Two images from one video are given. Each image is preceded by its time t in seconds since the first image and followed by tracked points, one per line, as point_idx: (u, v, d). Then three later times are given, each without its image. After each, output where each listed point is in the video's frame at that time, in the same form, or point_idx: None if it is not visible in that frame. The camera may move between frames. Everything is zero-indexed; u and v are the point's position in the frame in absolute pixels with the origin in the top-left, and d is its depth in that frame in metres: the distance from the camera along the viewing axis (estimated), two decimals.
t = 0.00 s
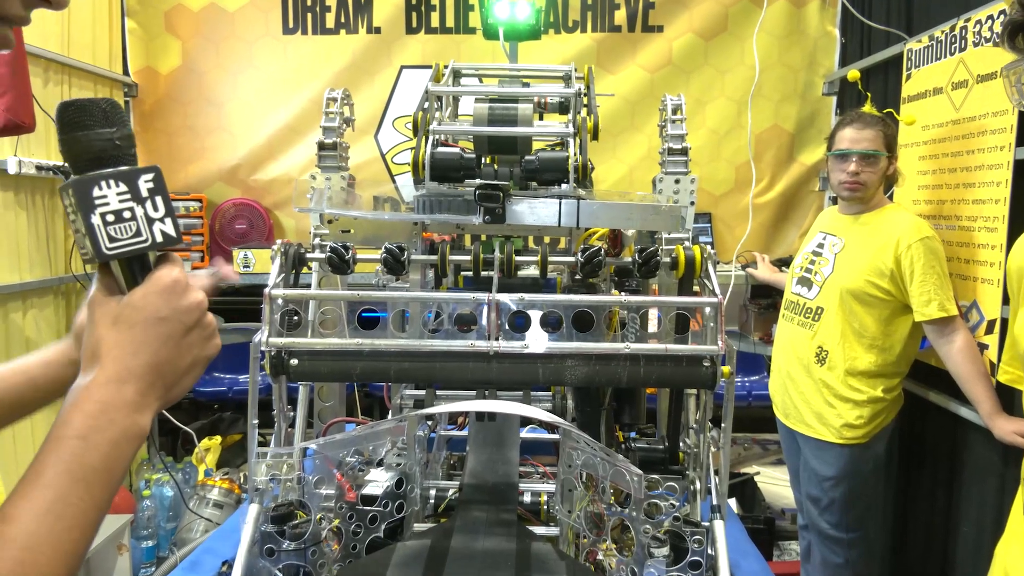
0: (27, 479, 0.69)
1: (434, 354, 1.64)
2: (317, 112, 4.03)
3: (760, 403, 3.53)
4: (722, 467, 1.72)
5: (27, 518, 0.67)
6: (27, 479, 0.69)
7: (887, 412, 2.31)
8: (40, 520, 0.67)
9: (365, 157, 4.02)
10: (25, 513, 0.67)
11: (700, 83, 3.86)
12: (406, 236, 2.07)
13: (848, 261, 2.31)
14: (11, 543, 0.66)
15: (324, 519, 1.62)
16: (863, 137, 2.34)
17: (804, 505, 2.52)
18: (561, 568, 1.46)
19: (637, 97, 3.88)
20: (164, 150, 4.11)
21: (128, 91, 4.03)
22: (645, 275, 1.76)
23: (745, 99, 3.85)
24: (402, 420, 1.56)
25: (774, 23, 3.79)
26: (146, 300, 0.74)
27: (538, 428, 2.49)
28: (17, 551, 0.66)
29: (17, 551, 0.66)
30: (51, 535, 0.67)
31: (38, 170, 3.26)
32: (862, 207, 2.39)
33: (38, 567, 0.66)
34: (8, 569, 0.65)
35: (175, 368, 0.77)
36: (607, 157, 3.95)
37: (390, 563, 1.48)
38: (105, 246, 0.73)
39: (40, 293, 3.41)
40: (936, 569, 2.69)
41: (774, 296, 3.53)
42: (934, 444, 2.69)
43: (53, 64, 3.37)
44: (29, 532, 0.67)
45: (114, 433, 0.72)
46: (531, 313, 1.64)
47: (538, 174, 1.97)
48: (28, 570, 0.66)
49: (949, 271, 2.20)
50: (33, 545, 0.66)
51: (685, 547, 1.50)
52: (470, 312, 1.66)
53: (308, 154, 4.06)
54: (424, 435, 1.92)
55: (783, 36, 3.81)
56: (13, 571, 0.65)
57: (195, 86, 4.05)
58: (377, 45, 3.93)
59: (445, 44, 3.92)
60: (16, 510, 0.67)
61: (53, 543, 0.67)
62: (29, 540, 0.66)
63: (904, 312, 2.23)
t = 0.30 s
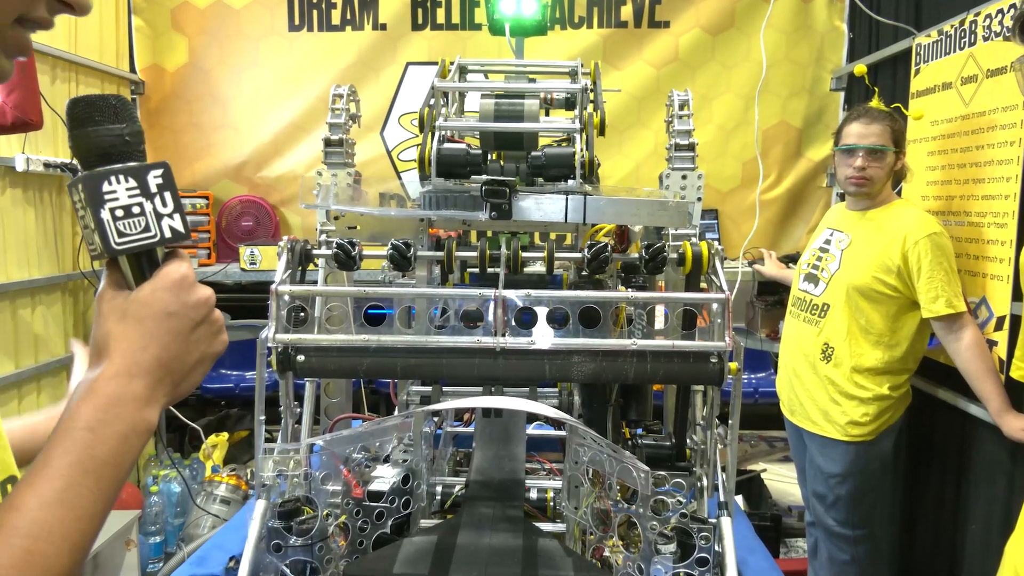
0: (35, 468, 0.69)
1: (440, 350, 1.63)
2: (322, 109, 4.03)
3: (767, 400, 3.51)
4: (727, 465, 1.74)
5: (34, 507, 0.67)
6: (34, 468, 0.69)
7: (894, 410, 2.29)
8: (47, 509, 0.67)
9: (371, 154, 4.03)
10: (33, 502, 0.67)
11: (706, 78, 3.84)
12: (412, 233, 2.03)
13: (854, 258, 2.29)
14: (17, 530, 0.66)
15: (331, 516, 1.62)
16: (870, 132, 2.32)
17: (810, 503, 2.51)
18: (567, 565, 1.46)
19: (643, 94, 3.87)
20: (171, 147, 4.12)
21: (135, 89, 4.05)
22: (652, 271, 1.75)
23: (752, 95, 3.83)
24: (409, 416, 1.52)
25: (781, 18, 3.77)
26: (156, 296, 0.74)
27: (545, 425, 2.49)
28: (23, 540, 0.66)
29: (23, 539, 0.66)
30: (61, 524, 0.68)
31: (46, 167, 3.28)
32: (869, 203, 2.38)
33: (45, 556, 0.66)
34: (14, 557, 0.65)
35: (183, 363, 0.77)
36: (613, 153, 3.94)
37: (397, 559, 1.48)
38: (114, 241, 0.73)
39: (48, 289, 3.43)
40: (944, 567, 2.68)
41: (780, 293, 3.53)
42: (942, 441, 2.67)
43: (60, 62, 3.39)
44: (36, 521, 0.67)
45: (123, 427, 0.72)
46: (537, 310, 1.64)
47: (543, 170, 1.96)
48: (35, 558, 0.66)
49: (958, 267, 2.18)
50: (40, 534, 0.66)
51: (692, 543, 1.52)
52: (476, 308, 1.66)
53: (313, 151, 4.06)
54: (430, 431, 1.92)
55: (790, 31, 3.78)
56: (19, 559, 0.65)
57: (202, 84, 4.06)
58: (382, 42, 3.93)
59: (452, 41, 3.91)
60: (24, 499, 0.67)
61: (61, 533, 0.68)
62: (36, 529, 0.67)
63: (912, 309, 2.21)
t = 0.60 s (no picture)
0: (32, 468, 0.69)
1: (441, 347, 1.63)
2: (322, 106, 4.02)
3: (767, 397, 3.52)
4: (727, 461, 1.73)
5: (29, 507, 0.67)
6: (32, 468, 0.69)
7: (895, 406, 2.29)
8: (42, 510, 0.67)
9: (371, 151, 4.02)
10: (30, 502, 0.67)
11: (707, 75, 3.83)
12: (412, 230, 2.04)
13: (855, 254, 2.29)
14: (11, 530, 0.65)
15: (331, 513, 1.63)
16: (870, 129, 2.32)
17: (811, 500, 2.51)
18: (567, 562, 1.46)
19: (643, 91, 3.86)
20: (171, 144, 4.12)
21: (135, 86, 4.04)
22: (651, 268, 1.74)
23: (752, 92, 3.82)
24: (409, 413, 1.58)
25: (782, 15, 3.76)
26: (160, 301, 0.74)
27: (545, 421, 2.49)
28: (16, 539, 0.65)
29: (15, 539, 0.65)
30: (54, 525, 0.67)
31: (45, 165, 3.28)
32: (870, 200, 2.38)
33: (37, 557, 0.66)
34: (6, 557, 0.64)
35: (185, 369, 0.77)
36: (613, 150, 3.93)
37: (397, 555, 1.48)
38: (120, 245, 0.73)
39: (48, 287, 3.43)
40: (944, 563, 2.68)
41: (781, 289, 3.53)
42: (942, 438, 2.68)
43: (60, 59, 3.38)
44: (30, 521, 0.66)
45: (122, 429, 0.72)
46: (537, 307, 1.64)
47: (543, 167, 1.94)
48: (25, 558, 0.65)
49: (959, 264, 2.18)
50: (32, 534, 0.66)
51: (691, 540, 1.53)
52: (476, 305, 1.66)
53: (313, 148, 4.06)
54: (430, 428, 1.91)
55: (791, 28, 3.77)
56: (10, 558, 0.64)
57: (201, 81, 4.06)
58: (382, 39, 3.92)
59: (451, 37, 3.90)
60: (20, 498, 0.67)
61: (53, 533, 0.67)
62: (29, 529, 0.66)
63: (912, 305, 2.21)
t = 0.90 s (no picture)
0: (22, 463, 0.70)
1: (436, 344, 1.63)
2: (316, 104, 4.01)
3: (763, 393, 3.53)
4: (724, 457, 1.74)
5: (17, 502, 0.67)
6: (20, 464, 0.69)
7: (889, 401, 2.31)
8: (29, 505, 0.67)
9: (366, 149, 4.01)
10: (18, 497, 0.67)
11: (701, 72, 3.84)
12: (406, 228, 2.04)
13: (849, 249, 2.30)
14: None
15: (327, 511, 1.62)
16: (865, 125, 2.32)
17: (806, 495, 2.52)
18: (562, 557, 1.47)
19: (638, 87, 3.86)
20: (164, 143, 4.10)
21: (128, 85, 4.03)
22: (646, 264, 1.75)
23: (747, 88, 3.83)
24: (405, 411, 1.57)
25: (776, 11, 3.77)
26: (145, 292, 0.73)
27: (541, 418, 2.49)
28: (4, 534, 0.66)
29: (3, 535, 0.65)
30: (42, 519, 0.68)
31: (38, 165, 3.26)
32: (864, 195, 2.38)
33: (25, 552, 0.66)
34: None
35: (173, 361, 0.76)
36: (609, 147, 3.93)
37: (394, 553, 1.48)
38: (103, 237, 0.73)
39: (42, 287, 3.42)
40: (939, 557, 2.70)
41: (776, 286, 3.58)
42: (937, 432, 2.69)
43: (52, 58, 3.37)
44: (17, 516, 0.67)
45: (109, 423, 0.72)
46: (533, 304, 1.64)
47: (538, 164, 1.94)
48: (13, 554, 0.65)
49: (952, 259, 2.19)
50: (20, 530, 0.66)
51: (688, 535, 1.53)
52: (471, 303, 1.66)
53: (308, 146, 4.05)
54: (427, 426, 1.92)
55: (785, 24, 3.78)
56: None
57: (195, 79, 4.04)
58: (376, 36, 3.91)
59: (446, 35, 3.90)
60: (9, 493, 0.67)
61: (41, 528, 0.67)
62: (17, 524, 0.66)
63: (906, 300, 2.22)
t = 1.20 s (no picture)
0: (22, 461, 0.70)
1: (437, 345, 1.63)
2: (317, 105, 4.01)
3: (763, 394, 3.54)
4: (725, 458, 1.73)
5: (19, 500, 0.67)
6: (21, 462, 0.69)
7: (889, 402, 2.31)
8: (31, 501, 0.67)
9: (366, 150, 4.02)
10: (19, 494, 0.67)
11: (701, 73, 3.84)
12: (407, 228, 2.05)
13: (848, 250, 2.30)
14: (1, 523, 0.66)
15: (329, 511, 1.62)
16: (864, 126, 2.33)
17: (806, 496, 2.53)
18: (563, 558, 1.47)
19: (638, 89, 3.87)
20: (165, 144, 4.11)
21: (129, 86, 4.04)
22: (647, 265, 1.75)
23: (747, 89, 3.83)
24: (406, 411, 1.57)
25: (775, 13, 3.77)
26: (144, 288, 0.74)
27: (542, 419, 2.50)
28: (6, 532, 0.65)
29: (5, 532, 0.65)
30: (44, 516, 0.68)
31: (39, 166, 3.27)
32: (863, 197, 2.39)
33: (27, 548, 0.66)
34: None
35: (173, 357, 0.77)
36: (609, 149, 3.94)
37: (394, 554, 1.48)
38: (101, 234, 0.73)
39: (43, 288, 3.42)
40: (939, 557, 2.70)
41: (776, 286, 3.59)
42: (937, 434, 2.69)
43: (52, 59, 3.37)
44: (19, 513, 0.67)
45: (110, 419, 0.72)
46: (534, 304, 1.64)
47: (538, 165, 1.94)
48: (16, 551, 0.65)
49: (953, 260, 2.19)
50: (23, 527, 0.66)
51: (689, 536, 1.53)
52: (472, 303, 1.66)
53: (309, 147, 4.06)
54: (428, 426, 1.92)
55: (784, 25, 3.78)
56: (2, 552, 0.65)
57: (195, 80, 4.04)
58: (376, 37, 3.91)
59: (446, 36, 3.90)
60: (10, 491, 0.67)
61: (44, 526, 0.67)
62: (19, 521, 0.66)
63: (906, 301, 2.23)
